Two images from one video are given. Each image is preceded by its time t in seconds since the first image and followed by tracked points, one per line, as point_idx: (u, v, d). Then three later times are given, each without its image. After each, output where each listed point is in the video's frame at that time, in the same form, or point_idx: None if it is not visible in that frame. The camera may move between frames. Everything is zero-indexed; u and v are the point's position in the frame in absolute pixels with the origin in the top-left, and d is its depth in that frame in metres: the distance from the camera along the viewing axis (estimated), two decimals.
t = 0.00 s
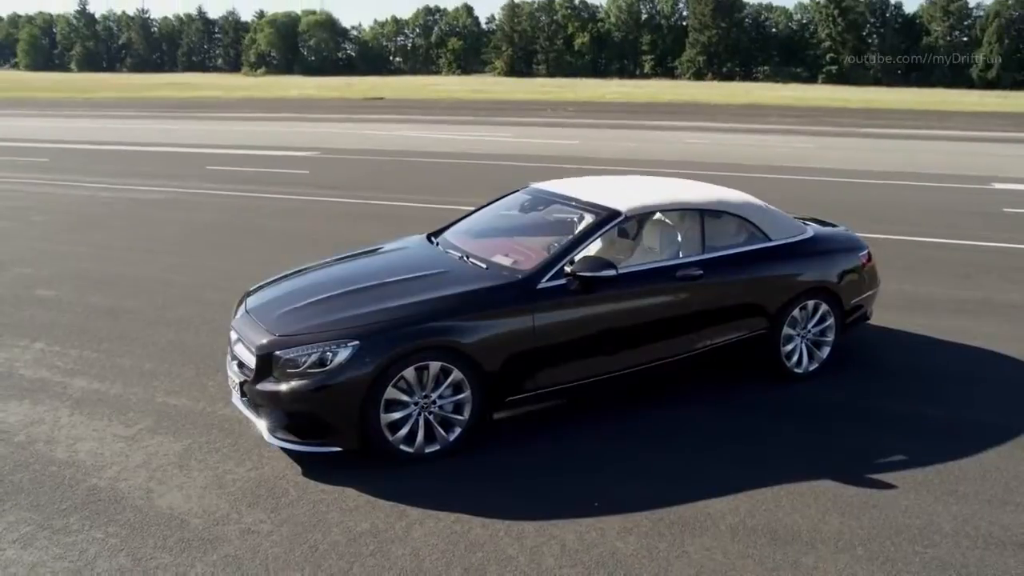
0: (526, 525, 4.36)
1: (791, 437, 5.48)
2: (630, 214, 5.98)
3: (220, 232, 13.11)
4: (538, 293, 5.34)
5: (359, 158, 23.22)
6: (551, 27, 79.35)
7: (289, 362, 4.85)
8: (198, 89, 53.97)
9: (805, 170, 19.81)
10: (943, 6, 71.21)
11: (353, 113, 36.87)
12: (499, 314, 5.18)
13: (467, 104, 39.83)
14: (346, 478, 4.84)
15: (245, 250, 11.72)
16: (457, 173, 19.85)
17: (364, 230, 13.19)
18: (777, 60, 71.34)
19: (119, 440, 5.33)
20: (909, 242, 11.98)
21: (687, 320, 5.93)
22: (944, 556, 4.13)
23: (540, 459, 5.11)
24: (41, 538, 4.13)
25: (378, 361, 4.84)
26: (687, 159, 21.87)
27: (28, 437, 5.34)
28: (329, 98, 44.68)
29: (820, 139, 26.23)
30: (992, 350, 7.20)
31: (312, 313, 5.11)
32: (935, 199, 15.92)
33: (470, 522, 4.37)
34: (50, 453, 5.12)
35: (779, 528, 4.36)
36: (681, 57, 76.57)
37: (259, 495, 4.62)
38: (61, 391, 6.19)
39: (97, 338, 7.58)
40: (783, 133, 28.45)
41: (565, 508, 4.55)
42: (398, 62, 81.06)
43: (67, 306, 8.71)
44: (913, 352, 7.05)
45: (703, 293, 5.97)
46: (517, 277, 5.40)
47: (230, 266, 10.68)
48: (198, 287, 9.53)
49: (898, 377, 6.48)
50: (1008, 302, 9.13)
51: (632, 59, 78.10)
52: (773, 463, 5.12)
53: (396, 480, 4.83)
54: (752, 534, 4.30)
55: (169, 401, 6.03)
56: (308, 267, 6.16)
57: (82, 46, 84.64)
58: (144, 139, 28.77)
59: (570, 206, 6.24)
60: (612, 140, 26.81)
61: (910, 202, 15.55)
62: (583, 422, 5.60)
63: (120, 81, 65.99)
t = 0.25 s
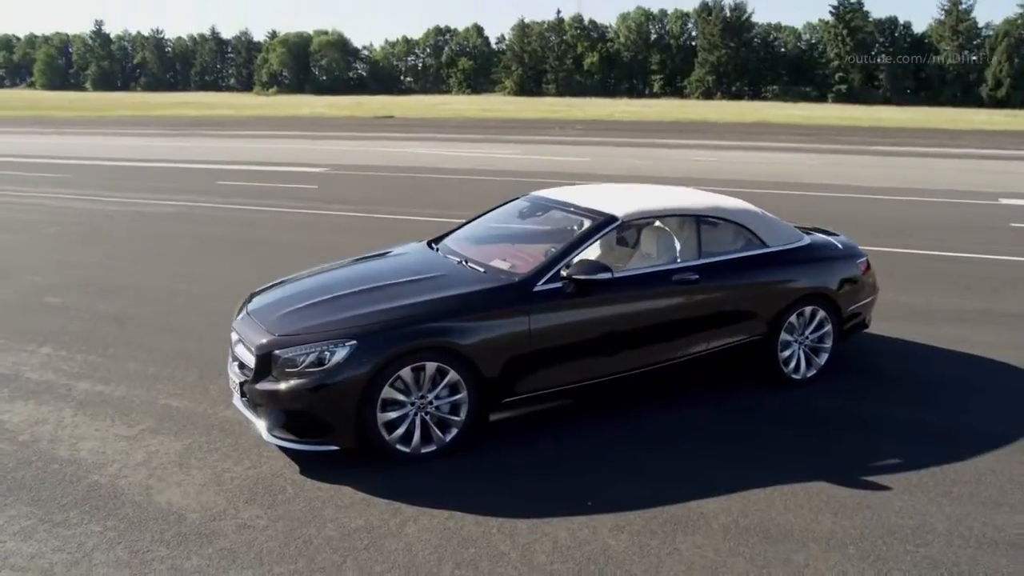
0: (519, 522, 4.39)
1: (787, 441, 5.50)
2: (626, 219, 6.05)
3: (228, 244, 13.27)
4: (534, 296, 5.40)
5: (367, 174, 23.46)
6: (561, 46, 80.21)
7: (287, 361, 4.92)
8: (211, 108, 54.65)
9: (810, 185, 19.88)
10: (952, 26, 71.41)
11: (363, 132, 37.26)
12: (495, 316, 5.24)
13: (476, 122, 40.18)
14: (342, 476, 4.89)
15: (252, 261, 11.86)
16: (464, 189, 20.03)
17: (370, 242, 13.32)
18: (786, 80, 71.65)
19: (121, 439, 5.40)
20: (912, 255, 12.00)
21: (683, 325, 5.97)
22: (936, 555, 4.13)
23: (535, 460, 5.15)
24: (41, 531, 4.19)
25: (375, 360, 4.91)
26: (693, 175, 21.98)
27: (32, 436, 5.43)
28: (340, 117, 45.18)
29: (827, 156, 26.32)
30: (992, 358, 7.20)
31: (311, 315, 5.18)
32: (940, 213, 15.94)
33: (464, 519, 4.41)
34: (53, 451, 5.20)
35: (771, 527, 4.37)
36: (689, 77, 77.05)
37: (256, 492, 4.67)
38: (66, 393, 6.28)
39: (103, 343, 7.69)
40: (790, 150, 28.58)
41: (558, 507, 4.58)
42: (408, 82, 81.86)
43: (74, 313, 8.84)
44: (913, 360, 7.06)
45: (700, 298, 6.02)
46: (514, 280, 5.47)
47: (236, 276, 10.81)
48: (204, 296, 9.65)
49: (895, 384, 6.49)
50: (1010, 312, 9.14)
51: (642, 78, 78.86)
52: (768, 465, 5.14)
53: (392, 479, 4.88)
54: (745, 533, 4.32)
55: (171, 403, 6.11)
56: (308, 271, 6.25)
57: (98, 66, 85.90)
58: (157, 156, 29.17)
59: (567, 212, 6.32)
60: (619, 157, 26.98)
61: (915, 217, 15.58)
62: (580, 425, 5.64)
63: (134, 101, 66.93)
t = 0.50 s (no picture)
0: (511, 520, 4.43)
1: (781, 446, 5.53)
2: (622, 226, 6.14)
3: (236, 259, 13.43)
4: (530, 299, 5.48)
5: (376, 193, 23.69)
6: (569, 71, 81.02)
7: (286, 361, 5.00)
8: (223, 130, 55.34)
9: (816, 205, 19.95)
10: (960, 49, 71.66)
11: (372, 153, 37.65)
12: (490, 319, 5.32)
13: (484, 144, 40.54)
14: (338, 476, 4.96)
15: (258, 274, 12.00)
16: (471, 207, 20.19)
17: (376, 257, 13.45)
18: (793, 103, 72.01)
19: (123, 440, 5.49)
20: (915, 270, 12.03)
21: (679, 331, 6.04)
22: (925, 553, 4.15)
23: (530, 463, 5.21)
24: (41, 524, 4.27)
25: (372, 361, 4.99)
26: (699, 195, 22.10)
27: (36, 437, 5.52)
28: (350, 139, 45.62)
29: (833, 177, 26.40)
30: (990, 369, 7.21)
31: (310, 317, 5.28)
32: (945, 231, 15.96)
33: (456, 517, 4.46)
34: (56, 450, 5.29)
35: (762, 526, 4.40)
36: (697, 100, 77.55)
37: (252, 490, 4.73)
38: (71, 397, 6.38)
39: (109, 351, 7.80)
40: (796, 171, 28.70)
41: (550, 506, 4.63)
42: (418, 105, 82.73)
43: (82, 322, 8.98)
44: (910, 370, 7.08)
45: (695, 304, 6.08)
46: (510, 284, 5.55)
47: (242, 288, 10.94)
48: (210, 306, 9.77)
49: (892, 393, 6.52)
50: (1011, 325, 9.14)
51: (650, 101, 79.50)
52: (761, 468, 5.17)
53: (388, 479, 4.94)
54: (734, 531, 4.35)
55: (173, 407, 6.20)
56: (309, 278, 6.35)
57: (112, 89, 87.21)
58: (169, 176, 29.58)
59: (565, 220, 6.42)
60: (626, 177, 27.13)
61: (920, 234, 15.60)
62: (575, 430, 5.69)
63: (149, 123, 67.91)
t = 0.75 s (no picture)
0: (505, 517, 4.49)
1: (776, 449, 5.57)
2: (618, 231, 6.22)
3: (242, 271, 13.58)
4: (527, 302, 5.56)
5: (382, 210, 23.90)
6: (576, 92, 81.66)
7: (286, 361, 5.09)
8: (233, 150, 55.93)
9: (820, 221, 20.02)
10: (966, 69, 71.87)
11: (380, 171, 37.98)
12: (487, 321, 5.40)
13: (491, 164, 40.84)
14: (336, 475, 5.02)
15: (264, 286, 12.13)
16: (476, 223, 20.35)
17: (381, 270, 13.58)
18: (799, 124, 72.36)
19: (125, 440, 5.57)
20: (917, 283, 12.06)
21: (675, 335, 6.10)
22: (916, 550, 4.18)
23: (526, 463, 5.26)
24: (42, 518, 4.34)
25: (371, 361, 5.08)
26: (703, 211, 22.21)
27: (40, 437, 5.61)
28: (358, 158, 46.06)
29: (838, 195, 26.49)
30: (988, 377, 7.24)
31: (309, 319, 5.36)
32: (949, 247, 15.98)
33: (451, 514, 4.52)
34: (59, 449, 5.37)
35: (753, 524, 4.44)
36: (704, 121, 77.95)
37: (251, 487, 4.80)
38: (75, 400, 6.48)
39: (114, 357, 7.90)
40: (801, 190, 28.79)
41: (544, 504, 4.67)
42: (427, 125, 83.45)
43: (88, 330, 9.10)
44: (908, 379, 7.12)
45: (691, 309, 6.14)
46: (506, 287, 5.64)
47: (247, 298, 11.07)
48: (214, 316, 9.88)
49: (888, 400, 6.55)
50: (1012, 335, 9.16)
51: (657, 122, 80.00)
52: (755, 470, 5.21)
53: (384, 478, 5.00)
54: (726, 528, 4.39)
55: (176, 409, 6.28)
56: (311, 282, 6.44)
57: (124, 109, 88.26)
58: (179, 193, 29.94)
59: (562, 226, 6.51)
60: (631, 195, 27.29)
61: (923, 249, 15.63)
62: (571, 433, 5.74)
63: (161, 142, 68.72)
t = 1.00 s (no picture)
0: (500, 512, 4.55)
1: (771, 450, 5.61)
2: (614, 235, 6.32)
3: (249, 283, 13.72)
4: (523, 304, 5.64)
5: (389, 226, 24.08)
6: (583, 112, 82.21)
7: (285, 360, 5.17)
8: (243, 168, 56.47)
9: (825, 237, 20.08)
10: (973, 88, 71.90)
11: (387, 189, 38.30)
12: (484, 322, 5.48)
13: (497, 182, 41.02)
14: (334, 472, 5.09)
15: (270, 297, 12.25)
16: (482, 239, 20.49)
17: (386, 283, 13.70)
18: (806, 143, 72.53)
19: (128, 439, 5.66)
20: (920, 295, 12.09)
21: (671, 338, 6.16)
22: (906, 545, 4.21)
23: (522, 463, 5.32)
24: (45, 510, 4.43)
25: (369, 360, 5.16)
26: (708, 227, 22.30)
27: (45, 435, 5.70)
28: (366, 177, 46.43)
29: (843, 212, 26.56)
30: (986, 384, 7.27)
31: (309, 319, 5.45)
32: (954, 261, 16.01)
33: (447, 509, 4.58)
34: (63, 447, 5.46)
35: (745, 519, 4.48)
36: (710, 140, 78.20)
37: (250, 483, 4.88)
38: (80, 402, 6.58)
39: (119, 363, 8.01)
40: (806, 207, 28.87)
41: (539, 500, 4.73)
42: (434, 145, 84.07)
43: (95, 338, 9.22)
44: (905, 386, 7.15)
45: (687, 312, 6.21)
46: (504, 289, 5.72)
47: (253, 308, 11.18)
48: (220, 324, 10.00)
49: (885, 405, 6.59)
50: (1013, 344, 9.18)
51: (663, 141, 80.41)
52: (749, 469, 5.26)
53: (382, 475, 5.07)
54: (718, 523, 4.43)
55: (178, 411, 6.37)
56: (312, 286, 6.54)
57: (134, 128, 89.09)
58: (188, 210, 30.25)
59: (559, 231, 6.61)
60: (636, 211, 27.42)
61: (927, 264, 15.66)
62: (568, 435, 5.80)
63: (172, 161, 69.47)
